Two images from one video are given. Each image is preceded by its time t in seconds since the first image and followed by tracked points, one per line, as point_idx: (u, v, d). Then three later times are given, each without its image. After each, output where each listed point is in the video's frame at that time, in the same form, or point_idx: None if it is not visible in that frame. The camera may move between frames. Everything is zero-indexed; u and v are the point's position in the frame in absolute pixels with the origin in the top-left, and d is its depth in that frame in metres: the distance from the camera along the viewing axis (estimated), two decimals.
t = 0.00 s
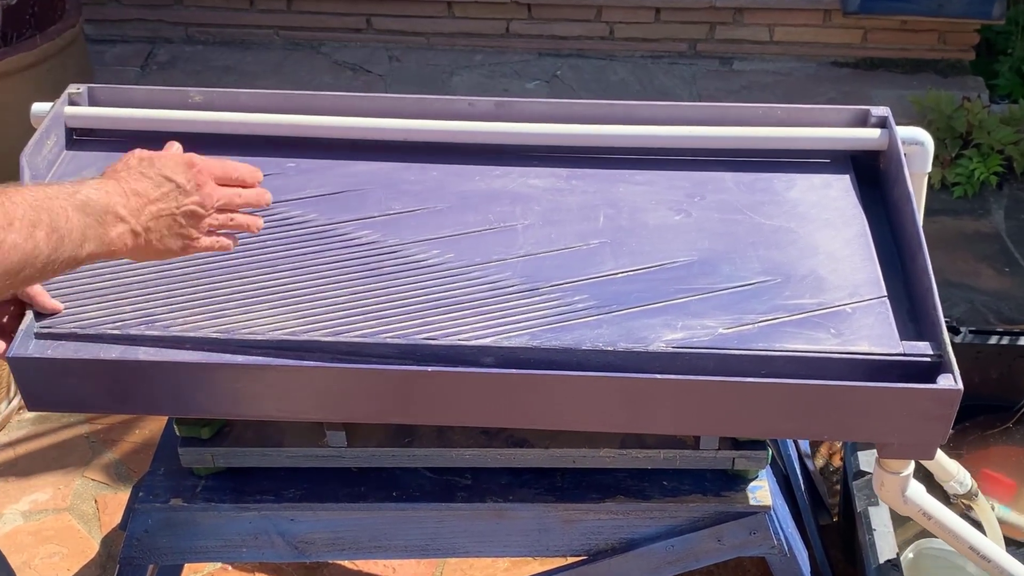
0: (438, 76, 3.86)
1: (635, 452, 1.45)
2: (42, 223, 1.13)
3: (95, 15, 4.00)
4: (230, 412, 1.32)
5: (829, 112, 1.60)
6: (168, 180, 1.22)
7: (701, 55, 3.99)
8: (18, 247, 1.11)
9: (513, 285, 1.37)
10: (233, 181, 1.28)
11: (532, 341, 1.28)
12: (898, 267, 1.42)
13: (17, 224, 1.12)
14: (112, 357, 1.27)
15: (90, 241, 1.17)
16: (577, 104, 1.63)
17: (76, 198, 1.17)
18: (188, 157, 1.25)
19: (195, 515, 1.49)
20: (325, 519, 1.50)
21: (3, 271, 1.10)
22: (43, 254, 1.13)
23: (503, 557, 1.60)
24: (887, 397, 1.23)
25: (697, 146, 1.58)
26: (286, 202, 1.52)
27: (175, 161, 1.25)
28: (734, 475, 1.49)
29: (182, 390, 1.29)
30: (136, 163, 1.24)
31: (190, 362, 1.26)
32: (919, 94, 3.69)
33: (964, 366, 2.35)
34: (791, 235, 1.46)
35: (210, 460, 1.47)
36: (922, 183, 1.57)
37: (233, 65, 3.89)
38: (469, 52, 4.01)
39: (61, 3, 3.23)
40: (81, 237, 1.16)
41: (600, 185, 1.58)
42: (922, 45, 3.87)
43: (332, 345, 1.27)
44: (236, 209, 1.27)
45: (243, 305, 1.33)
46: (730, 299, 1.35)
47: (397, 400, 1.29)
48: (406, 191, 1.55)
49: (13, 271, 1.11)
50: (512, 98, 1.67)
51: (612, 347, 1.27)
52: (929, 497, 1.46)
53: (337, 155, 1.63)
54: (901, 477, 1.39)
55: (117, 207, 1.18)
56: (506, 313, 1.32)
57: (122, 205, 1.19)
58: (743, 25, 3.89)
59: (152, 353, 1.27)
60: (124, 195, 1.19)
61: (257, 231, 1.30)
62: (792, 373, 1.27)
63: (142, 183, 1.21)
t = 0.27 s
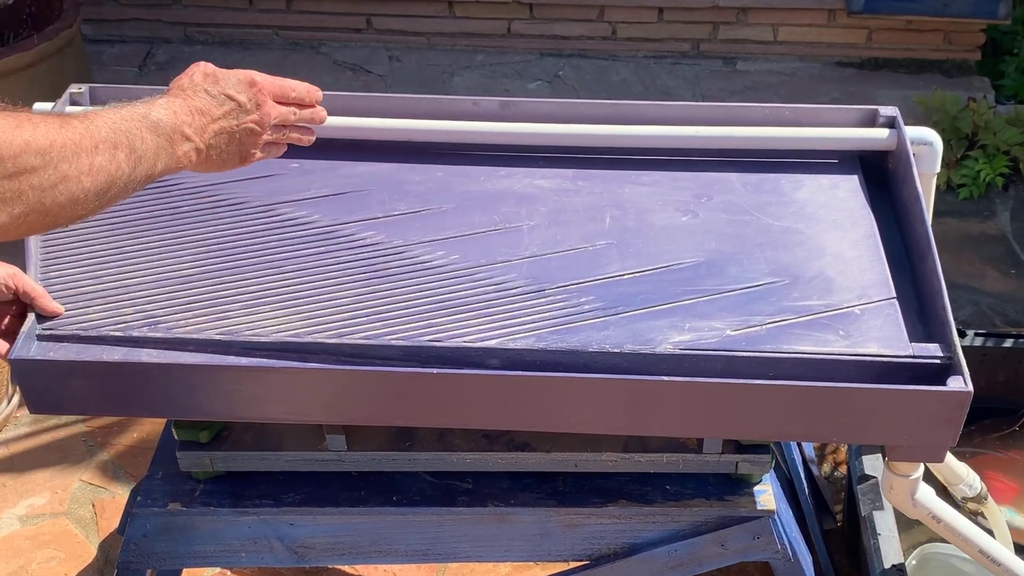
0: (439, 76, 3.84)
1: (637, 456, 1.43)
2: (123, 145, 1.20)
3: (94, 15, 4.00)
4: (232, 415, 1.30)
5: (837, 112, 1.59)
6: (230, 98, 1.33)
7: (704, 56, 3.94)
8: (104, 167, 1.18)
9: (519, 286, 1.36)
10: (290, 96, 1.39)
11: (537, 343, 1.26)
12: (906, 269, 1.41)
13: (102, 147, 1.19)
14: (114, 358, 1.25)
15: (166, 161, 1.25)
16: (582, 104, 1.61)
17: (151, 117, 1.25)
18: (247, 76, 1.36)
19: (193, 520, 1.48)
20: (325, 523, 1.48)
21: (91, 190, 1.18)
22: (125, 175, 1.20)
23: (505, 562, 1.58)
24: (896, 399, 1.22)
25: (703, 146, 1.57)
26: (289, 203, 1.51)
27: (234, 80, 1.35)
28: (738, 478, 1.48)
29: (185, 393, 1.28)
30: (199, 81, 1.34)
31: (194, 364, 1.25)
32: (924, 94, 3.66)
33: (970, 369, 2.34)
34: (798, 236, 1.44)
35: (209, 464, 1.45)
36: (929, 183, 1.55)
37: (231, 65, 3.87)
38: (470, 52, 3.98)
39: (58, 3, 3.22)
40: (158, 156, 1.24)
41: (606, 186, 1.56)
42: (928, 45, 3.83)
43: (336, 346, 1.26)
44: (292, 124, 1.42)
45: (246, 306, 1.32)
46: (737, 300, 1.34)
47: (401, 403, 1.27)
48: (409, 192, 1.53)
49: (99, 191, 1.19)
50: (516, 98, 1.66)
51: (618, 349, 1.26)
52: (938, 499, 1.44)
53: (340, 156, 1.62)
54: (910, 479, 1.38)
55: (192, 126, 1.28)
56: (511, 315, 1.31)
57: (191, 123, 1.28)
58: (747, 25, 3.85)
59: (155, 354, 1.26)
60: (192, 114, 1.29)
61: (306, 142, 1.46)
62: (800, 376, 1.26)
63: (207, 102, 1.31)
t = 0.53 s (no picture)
0: (440, 76, 3.83)
1: (640, 459, 1.42)
2: (150, 129, 1.22)
3: (92, 15, 3.98)
4: (233, 418, 1.29)
5: (842, 112, 1.58)
6: (246, 86, 1.32)
7: (707, 56, 3.93)
8: (134, 150, 1.19)
9: (522, 288, 1.35)
10: (303, 85, 1.40)
11: (541, 345, 1.25)
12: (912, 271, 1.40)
13: (129, 130, 1.19)
14: (113, 361, 1.24)
15: (190, 147, 1.26)
16: (586, 104, 1.60)
17: (173, 104, 1.26)
18: (261, 63, 1.35)
19: (191, 524, 1.47)
20: (326, 527, 1.47)
21: (122, 173, 1.19)
22: (153, 159, 1.21)
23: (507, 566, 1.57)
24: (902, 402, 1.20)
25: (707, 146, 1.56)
26: (289, 204, 1.49)
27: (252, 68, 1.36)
28: (742, 482, 1.47)
29: (184, 395, 1.27)
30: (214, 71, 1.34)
31: (194, 366, 1.23)
32: (929, 94, 3.65)
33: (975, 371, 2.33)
34: (803, 237, 1.43)
35: (208, 468, 1.44)
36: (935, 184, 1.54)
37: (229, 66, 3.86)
38: (471, 53, 3.97)
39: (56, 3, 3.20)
40: (183, 141, 1.25)
41: (609, 187, 1.55)
42: (933, 45, 3.81)
43: (337, 348, 1.25)
44: (308, 113, 1.41)
45: (246, 308, 1.31)
46: (742, 302, 1.32)
47: (403, 405, 1.26)
48: (412, 193, 1.52)
49: (130, 174, 1.19)
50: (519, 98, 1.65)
51: (622, 351, 1.25)
52: (944, 503, 1.43)
53: (342, 156, 1.61)
54: (917, 483, 1.37)
55: (212, 115, 1.28)
56: (514, 316, 1.30)
57: (211, 111, 1.28)
58: (751, 24, 3.84)
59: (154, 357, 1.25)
60: (211, 102, 1.29)
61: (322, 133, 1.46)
62: (803, 378, 1.25)
63: (224, 90, 1.31)
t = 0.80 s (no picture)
0: (441, 76, 3.82)
1: (643, 462, 1.41)
2: (199, 115, 1.20)
3: (91, 15, 3.97)
4: (231, 419, 1.28)
5: (845, 113, 1.57)
6: (301, 82, 1.33)
7: (710, 56, 3.92)
8: (181, 135, 1.17)
9: (522, 289, 1.33)
10: (364, 84, 1.39)
11: (541, 346, 1.24)
12: (916, 272, 1.38)
13: (177, 116, 1.18)
14: (111, 361, 1.23)
15: (238, 136, 1.24)
16: (586, 104, 1.59)
17: (224, 94, 1.25)
18: (319, 60, 1.36)
19: (190, 528, 1.46)
20: (326, 530, 1.46)
21: (169, 156, 1.17)
22: (199, 145, 1.19)
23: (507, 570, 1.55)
24: (903, 404, 1.19)
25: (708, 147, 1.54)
26: (288, 205, 1.48)
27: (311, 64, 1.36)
28: (745, 485, 1.46)
29: (182, 396, 1.26)
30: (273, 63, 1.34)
31: (191, 368, 1.22)
32: (933, 95, 3.64)
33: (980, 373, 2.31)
34: (805, 238, 1.42)
35: (207, 470, 1.43)
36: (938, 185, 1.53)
37: (229, 66, 3.85)
38: (473, 52, 3.96)
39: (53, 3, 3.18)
40: (230, 130, 1.23)
41: (610, 188, 1.54)
42: (938, 45, 3.80)
43: (336, 350, 1.24)
44: (366, 112, 1.41)
45: (245, 309, 1.30)
46: (744, 303, 1.31)
47: (402, 407, 1.25)
48: (410, 194, 1.51)
49: (177, 158, 1.18)
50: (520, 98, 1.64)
51: (623, 353, 1.24)
52: (948, 506, 1.42)
53: (340, 156, 1.59)
54: (919, 485, 1.36)
55: (259, 105, 1.27)
56: (514, 318, 1.29)
57: (261, 103, 1.28)
58: (754, 24, 3.83)
59: (152, 358, 1.24)
60: (262, 94, 1.29)
61: (382, 134, 1.45)
62: (805, 380, 1.23)
63: (278, 83, 1.31)
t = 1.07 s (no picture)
0: (442, 76, 3.80)
1: (645, 466, 1.40)
2: (180, 169, 1.20)
3: (88, 14, 3.95)
4: (228, 424, 1.27)
5: (847, 114, 1.56)
6: (284, 150, 1.26)
7: (713, 56, 3.90)
8: (159, 185, 1.18)
9: (521, 292, 1.32)
10: (353, 154, 1.28)
11: (541, 350, 1.23)
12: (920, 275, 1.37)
13: (159, 166, 1.19)
14: (107, 365, 1.22)
15: (216, 195, 1.23)
16: (587, 106, 1.58)
17: (209, 151, 1.23)
18: (307, 128, 1.27)
19: (188, 532, 1.45)
20: (325, 534, 1.46)
21: (144, 205, 1.18)
22: (176, 198, 1.20)
23: None
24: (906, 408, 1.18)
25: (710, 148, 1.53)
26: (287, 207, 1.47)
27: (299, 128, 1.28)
28: (747, 489, 1.44)
29: (179, 400, 1.24)
30: (259, 125, 1.28)
31: (188, 371, 1.21)
32: (937, 95, 3.62)
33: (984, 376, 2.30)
34: (808, 240, 1.41)
35: (206, 474, 1.42)
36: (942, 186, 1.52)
37: (228, 66, 3.83)
38: (474, 52, 3.94)
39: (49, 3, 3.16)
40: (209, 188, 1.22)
41: (612, 189, 1.52)
42: (942, 45, 3.79)
43: (334, 354, 1.23)
44: (356, 177, 1.31)
45: (243, 312, 1.28)
46: (746, 307, 1.30)
47: (401, 411, 1.24)
48: (410, 196, 1.50)
49: (151, 208, 1.18)
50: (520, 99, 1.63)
51: (624, 356, 1.22)
52: (950, 510, 1.41)
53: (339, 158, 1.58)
54: (923, 490, 1.35)
55: (240, 168, 1.24)
56: (513, 321, 1.27)
57: (244, 164, 1.24)
58: (757, 24, 3.82)
59: (149, 362, 1.22)
60: (246, 155, 1.25)
61: (373, 197, 1.35)
62: (809, 384, 1.22)
63: (260, 146, 1.26)
